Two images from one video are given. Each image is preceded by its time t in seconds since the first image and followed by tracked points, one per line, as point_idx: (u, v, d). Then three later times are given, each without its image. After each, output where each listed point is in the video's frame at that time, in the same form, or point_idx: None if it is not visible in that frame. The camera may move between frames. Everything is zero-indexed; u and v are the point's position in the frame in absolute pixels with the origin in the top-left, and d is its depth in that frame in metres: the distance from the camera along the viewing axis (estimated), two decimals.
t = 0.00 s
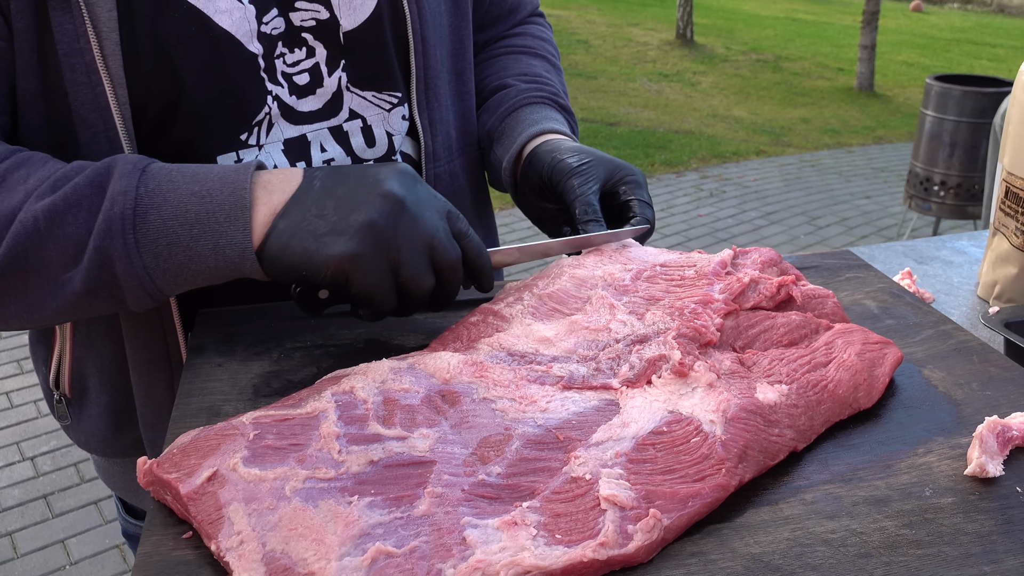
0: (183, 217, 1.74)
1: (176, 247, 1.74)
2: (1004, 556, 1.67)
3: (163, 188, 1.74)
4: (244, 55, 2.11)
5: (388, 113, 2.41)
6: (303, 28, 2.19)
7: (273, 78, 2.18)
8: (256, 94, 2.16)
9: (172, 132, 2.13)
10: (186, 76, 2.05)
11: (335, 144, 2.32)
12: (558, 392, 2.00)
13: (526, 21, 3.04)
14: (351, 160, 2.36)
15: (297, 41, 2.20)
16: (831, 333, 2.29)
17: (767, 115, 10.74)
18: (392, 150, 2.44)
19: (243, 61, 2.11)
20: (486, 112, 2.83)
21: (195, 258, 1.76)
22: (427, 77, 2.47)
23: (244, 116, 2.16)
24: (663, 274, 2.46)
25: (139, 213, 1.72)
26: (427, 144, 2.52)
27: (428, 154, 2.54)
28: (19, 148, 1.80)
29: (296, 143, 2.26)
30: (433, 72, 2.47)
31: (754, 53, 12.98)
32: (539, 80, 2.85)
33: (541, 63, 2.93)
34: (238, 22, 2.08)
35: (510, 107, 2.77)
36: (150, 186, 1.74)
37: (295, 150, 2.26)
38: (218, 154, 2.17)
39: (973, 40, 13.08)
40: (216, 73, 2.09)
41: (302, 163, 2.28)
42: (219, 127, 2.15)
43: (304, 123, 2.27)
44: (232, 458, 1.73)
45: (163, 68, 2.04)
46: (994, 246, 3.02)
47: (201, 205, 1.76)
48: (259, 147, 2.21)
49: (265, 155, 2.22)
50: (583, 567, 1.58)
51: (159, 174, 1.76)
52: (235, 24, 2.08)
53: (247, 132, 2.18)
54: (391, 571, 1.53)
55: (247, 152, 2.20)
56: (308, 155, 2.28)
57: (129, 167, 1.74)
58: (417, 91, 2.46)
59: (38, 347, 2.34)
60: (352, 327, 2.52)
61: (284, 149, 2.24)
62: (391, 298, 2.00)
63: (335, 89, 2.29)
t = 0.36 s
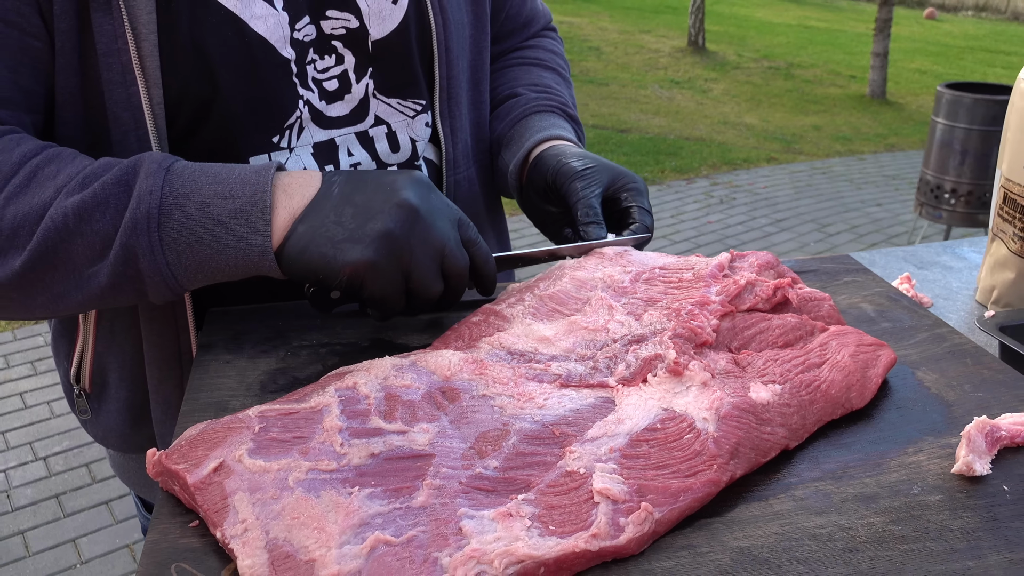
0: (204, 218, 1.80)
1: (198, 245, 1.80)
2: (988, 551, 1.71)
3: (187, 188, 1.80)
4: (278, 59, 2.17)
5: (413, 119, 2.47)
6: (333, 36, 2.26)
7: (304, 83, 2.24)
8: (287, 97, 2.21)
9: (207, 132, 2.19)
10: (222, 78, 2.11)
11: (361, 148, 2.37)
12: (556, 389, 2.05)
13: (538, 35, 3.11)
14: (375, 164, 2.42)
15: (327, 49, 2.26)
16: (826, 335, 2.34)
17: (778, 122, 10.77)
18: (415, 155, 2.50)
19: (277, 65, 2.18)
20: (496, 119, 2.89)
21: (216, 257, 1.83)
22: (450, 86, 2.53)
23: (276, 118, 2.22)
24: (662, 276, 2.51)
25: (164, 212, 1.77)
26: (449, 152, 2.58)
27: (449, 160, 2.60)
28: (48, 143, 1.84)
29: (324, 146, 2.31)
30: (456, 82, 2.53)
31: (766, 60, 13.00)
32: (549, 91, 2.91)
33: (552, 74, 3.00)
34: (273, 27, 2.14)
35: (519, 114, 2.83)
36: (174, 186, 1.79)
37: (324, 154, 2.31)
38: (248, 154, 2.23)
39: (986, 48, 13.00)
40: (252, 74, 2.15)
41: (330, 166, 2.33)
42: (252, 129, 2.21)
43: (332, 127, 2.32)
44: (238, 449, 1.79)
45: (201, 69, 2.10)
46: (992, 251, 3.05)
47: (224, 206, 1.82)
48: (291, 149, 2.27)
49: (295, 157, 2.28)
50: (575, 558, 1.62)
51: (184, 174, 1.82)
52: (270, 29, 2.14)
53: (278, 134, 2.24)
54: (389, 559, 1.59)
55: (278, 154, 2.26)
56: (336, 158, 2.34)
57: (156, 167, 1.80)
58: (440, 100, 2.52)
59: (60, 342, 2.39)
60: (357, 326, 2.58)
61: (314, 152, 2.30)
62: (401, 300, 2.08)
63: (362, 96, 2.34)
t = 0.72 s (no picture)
0: (218, 214, 1.78)
1: (208, 242, 1.78)
2: (970, 546, 1.74)
3: (198, 186, 1.80)
4: (293, 64, 2.21)
5: (422, 123, 2.50)
6: (346, 41, 2.29)
7: (317, 87, 2.28)
8: (301, 100, 2.25)
9: (221, 133, 2.23)
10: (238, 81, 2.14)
11: (372, 151, 2.40)
12: (550, 385, 2.10)
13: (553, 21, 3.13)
14: (386, 167, 2.44)
15: (341, 54, 2.29)
16: (818, 335, 2.37)
17: (787, 128, 10.78)
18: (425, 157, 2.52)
19: (291, 69, 2.21)
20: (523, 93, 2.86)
21: (227, 255, 1.80)
22: (461, 90, 2.54)
23: (289, 121, 2.25)
24: (658, 277, 2.56)
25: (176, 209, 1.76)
26: (459, 154, 2.60)
27: (459, 163, 2.61)
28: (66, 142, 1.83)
29: (336, 149, 2.35)
30: (467, 87, 2.54)
31: (776, 66, 13.02)
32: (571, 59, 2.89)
33: (570, 51, 2.98)
34: (288, 32, 2.18)
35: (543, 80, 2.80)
36: (187, 184, 1.79)
37: (335, 156, 2.35)
38: (261, 156, 2.26)
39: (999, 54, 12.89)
40: (267, 78, 2.19)
41: (341, 168, 2.37)
42: (265, 131, 2.24)
43: (344, 130, 2.36)
44: (239, 441, 1.85)
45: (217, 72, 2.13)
46: (987, 255, 3.08)
47: (236, 203, 1.80)
48: (303, 151, 2.31)
49: (307, 160, 2.32)
50: (563, 548, 1.66)
51: (197, 174, 1.82)
52: (285, 35, 2.18)
53: (291, 136, 2.28)
54: (382, 546, 1.64)
55: (291, 156, 2.29)
56: (347, 161, 2.37)
57: (169, 166, 1.80)
58: (451, 104, 2.54)
59: (77, 339, 2.44)
60: (358, 325, 2.62)
61: (325, 154, 2.34)
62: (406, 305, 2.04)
63: (372, 100, 2.38)
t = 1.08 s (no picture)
0: (71, 213, 1.96)
1: (66, 239, 1.97)
2: (954, 536, 1.78)
3: (65, 183, 1.96)
4: (293, 60, 2.30)
5: (429, 121, 2.55)
6: (355, 37, 2.36)
7: (321, 82, 2.36)
8: (301, 96, 2.33)
9: (217, 127, 2.35)
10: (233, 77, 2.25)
11: (376, 147, 2.46)
12: (546, 380, 2.16)
13: None
14: (391, 163, 2.50)
15: (349, 50, 2.37)
16: (812, 333, 2.42)
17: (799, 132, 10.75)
18: (431, 156, 2.58)
19: (290, 65, 2.30)
20: (678, 119, 2.57)
21: (77, 250, 1.98)
22: (472, 87, 2.59)
23: (287, 116, 2.34)
24: (656, 276, 2.61)
25: (42, 204, 1.96)
26: (471, 152, 2.64)
27: (469, 161, 2.64)
28: None
29: (337, 143, 2.42)
30: (479, 84, 2.59)
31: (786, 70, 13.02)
32: (751, 45, 2.39)
33: (731, 25, 2.48)
34: (287, 28, 2.27)
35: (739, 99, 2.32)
36: (55, 179, 1.96)
37: (336, 150, 2.42)
38: (260, 150, 2.37)
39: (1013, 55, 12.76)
40: (258, 77, 2.28)
41: (341, 162, 2.44)
42: (259, 126, 2.34)
43: (348, 125, 2.42)
44: (242, 434, 1.92)
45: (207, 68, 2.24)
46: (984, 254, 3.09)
47: (90, 203, 1.96)
48: (302, 143, 2.39)
49: (306, 152, 2.40)
50: (556, 536, 1.71)
51: (69, 169, 1.98)
52: (284, 30, 2.27)
53: (289, 130, 2.36)
54: (381, 534, 1.69)
55: (288, 148, 2.38)
56: (348, 155, 2.43)
57: (43, 159, 1.96)
58: (462, 101, 2.59)
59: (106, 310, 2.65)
60: (361, 323, 2.67)
61: (325, 147, 2.41)
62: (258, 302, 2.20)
63: (380, 97, 2.45)
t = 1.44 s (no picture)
0: (83, 226, 2.12)
1: (83, 249, 2.14)
2: (948, 523, 1.82)
3: (78, 196, 2.12)
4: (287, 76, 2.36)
5: (424, 136, 2.56)
6: (353, 50, 2.40)
7: (317, 93, 2.40)
8: (296, 108, 2.41)
9: (215, 139, 2.44)
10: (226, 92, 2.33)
11: (369, 160, 2.49)
12: (550, 371, 2.21)
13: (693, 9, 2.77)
14: (383, 177, 2.52)
15: (348, 62, 2.41)
16: (811, 327, 2.45)
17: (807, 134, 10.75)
18: (425, 171, 2.59)
19: (285, 81, 2.36)
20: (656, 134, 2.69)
21: (91, 258, 2.16)
22: (473, 102, 2.61)
23: (281, 127, 2.41)
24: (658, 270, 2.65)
25: (59, 215, 2.12)
26: (472, 168, 2.66)
27: (469, 177, 2.67)
28: (20, 130, 2.16)
29: (330, 154, 2.46)
30: (481, 99, 2.61)
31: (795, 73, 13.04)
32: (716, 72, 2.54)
33: (713, 49, 2.61)
34: (281, 43, 2.33)
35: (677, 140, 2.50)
36: (69, 193, 2.12)
37: (328, 161, 2.47)
38: (252, 158, 2.44)
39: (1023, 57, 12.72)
40: (253, 95, 2.35)
41: (332, 172, 2.47)
42: (254, 138, 2.42)
43: (341, 135, 2.47)
44: (252, 421, 1.97)
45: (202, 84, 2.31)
46: (985, 251, 3.13)
47: (98, 217, 2.12)
48: (294, 153, 2.45)
49: (297, 161, 2.45)
50: (557, 520, 1.75)
51: (82, 182, 2.12)
52: (278, 46, 2.33)
53: (281, 140, 2.43)
54: (386, 517, 1.74)
55: (281, 157, 2.44)
56: (340, 166, 2.48)
57: (60, 173, 2.11)
58: (463, 116, 2.61)
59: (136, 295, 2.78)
60: (368, 317, 2.71)
61: (317, 158, 2.46)
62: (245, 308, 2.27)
63: (375, 110, 2.48)
